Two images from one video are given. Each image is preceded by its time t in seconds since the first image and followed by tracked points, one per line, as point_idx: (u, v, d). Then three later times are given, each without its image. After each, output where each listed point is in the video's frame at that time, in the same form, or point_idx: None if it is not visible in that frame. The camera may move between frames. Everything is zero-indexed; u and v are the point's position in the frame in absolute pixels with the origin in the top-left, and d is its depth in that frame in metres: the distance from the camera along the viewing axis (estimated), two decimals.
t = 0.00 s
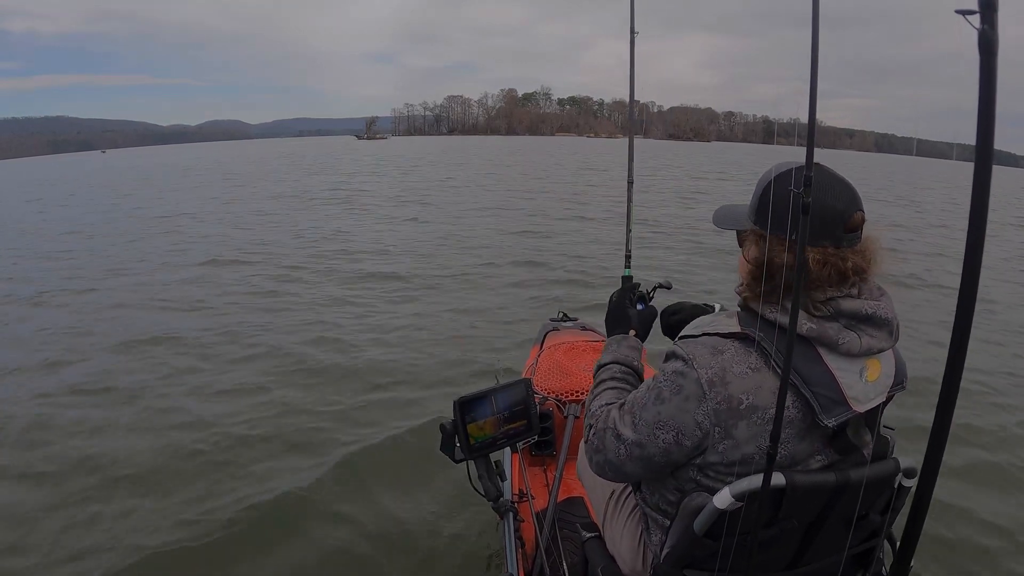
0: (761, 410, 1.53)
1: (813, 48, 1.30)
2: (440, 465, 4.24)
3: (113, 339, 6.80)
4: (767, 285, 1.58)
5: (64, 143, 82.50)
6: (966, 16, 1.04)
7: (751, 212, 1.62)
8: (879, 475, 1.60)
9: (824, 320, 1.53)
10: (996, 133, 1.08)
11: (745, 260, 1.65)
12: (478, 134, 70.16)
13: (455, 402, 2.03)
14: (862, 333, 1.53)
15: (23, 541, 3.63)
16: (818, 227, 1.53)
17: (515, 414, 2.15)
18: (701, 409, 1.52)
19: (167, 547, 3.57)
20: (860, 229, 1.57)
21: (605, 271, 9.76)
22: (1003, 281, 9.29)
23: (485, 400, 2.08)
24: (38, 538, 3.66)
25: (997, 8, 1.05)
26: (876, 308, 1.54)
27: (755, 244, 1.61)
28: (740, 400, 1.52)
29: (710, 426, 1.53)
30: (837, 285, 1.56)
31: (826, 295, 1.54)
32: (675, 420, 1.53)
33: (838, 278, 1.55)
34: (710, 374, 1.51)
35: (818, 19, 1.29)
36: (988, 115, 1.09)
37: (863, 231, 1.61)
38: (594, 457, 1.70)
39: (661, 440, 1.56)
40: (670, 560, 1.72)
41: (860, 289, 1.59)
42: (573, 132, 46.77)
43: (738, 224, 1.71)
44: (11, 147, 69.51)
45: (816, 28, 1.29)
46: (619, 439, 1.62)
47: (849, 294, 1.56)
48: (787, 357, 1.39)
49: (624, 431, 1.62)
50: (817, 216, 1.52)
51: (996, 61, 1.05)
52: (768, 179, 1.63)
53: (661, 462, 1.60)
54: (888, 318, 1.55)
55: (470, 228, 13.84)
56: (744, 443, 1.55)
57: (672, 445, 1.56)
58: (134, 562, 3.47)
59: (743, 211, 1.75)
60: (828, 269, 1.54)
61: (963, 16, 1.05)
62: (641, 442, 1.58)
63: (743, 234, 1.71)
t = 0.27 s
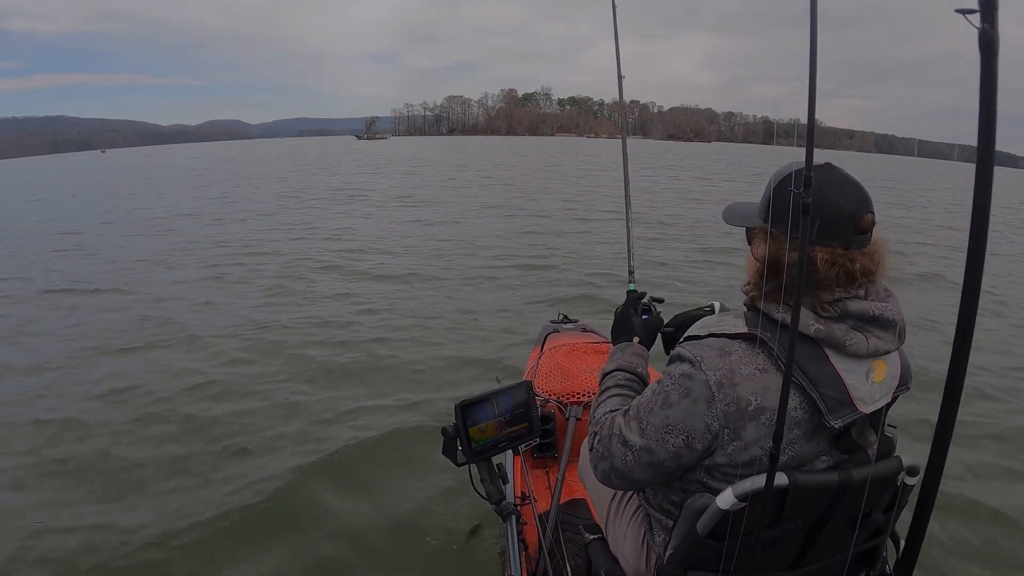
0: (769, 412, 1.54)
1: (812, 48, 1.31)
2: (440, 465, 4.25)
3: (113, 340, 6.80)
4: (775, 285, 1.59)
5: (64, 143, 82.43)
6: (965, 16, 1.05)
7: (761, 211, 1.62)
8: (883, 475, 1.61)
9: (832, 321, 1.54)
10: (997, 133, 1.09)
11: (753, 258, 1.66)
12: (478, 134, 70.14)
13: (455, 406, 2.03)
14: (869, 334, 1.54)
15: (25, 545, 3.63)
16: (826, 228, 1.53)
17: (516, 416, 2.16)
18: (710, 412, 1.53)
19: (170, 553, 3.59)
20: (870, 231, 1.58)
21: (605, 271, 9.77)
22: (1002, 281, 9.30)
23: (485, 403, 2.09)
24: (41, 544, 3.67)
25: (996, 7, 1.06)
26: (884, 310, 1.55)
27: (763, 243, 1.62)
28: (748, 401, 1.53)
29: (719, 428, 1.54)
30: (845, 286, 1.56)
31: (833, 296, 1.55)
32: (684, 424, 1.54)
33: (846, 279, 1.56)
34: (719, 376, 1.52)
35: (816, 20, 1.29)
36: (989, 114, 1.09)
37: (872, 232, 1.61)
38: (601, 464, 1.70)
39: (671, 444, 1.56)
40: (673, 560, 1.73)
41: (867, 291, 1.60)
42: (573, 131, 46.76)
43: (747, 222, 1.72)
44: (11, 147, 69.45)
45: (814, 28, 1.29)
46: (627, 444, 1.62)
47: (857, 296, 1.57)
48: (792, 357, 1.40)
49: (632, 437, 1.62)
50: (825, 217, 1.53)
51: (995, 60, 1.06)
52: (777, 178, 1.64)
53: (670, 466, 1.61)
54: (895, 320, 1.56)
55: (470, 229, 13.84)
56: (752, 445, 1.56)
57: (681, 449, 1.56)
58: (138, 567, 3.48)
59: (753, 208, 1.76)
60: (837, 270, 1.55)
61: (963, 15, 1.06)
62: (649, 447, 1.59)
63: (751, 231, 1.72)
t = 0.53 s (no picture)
0: (770, 405, 1.55)
1: (811, 45, 1.32)
2: (442, 463, 4.26)
3: (113, 340, 6.79)
4: (773, 277, 1.60)
5: (63, 143, 82.34)
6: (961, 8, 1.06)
7: (759, 204, 1.63)
8: (884, 468, 1.61)
9: (830, 313, 1.55)
10: (995, 129, 1.10)
11: (752, 251, 1.67)
12: (478, 134, 70.14)
13: (458, 403, 2.04)
14: (868, 326, 1.55)
15: (29, 542, 3.63)
16: (823, 220, 1.54)
17: (518, 412, 2.16)
18: (711, 407, 1.53)
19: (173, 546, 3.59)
20: (867, 222, 1.58)
21: (606, 271, 9.77)
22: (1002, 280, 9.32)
23: (488, 399, 2.10)
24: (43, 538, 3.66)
25: None
26: (881, 301, 1.56)
27: (762, 236, 1.63)
28: (749, 395, 1.53)
29: (720, 422, 1.55)
30: (843, 278, 1.57)
31: (832, 288, 1.56)
32: (685, 419, 1.54)
33: (843, 270, 1.57)
34: (719, 370, 1.53)
35: (816, 17, 1.30)
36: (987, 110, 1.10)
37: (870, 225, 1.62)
38: (601, 465, 1.70)
39: (673, 441, 1.57)
40: (676, 556, 1.74)
41: (865, 283, 1.61)
42: (573, 131, 46.77)
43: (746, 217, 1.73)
44: (10, 147, 69.41)
45: (814, 25, 1.30)
46: (630, 444, 1.63)
47: (855, 288, 1.58)
48: (791, 350, 1.41)
49: (633, 436, 1.62)
50: (823, 209, 1.54)
51: (993, 54, 1.07)
52: (775, 172, 1.65)
53: (672, 464, 1.61)
54: (893, 311, 1.57)
55: (470, 228, 13.85)
56: (754, 439, 1.57)
57: (684, 445, 1.57)
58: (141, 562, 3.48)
59: (752, 202, 1.77)
60: (833, 260, 1.56)
61: (960, 8, 1.07)
62: (652, 445, 1.59)
63: (750, 225, 1.73)
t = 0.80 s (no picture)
0: (769, 404, 1.55)
1: (812, 44, 1.32)
2: (442, 463, 4.27)
3: (114, 339, 6.80)
4: (771, 275, 1.60)
5: (64, 142, 82.28)
6: (964, 8, 1.07)
7: (755, 203, 1.64)
8: (884, 467, 1.62)
9: (828, 311, 1.55)
10: (996, 129, 1.10)
11: (749, 250, 1.68)
12: (479, 133, 70.17)
13: (460, 401, 2.05)
14: (865, 324, 1.55)
15: (31, 542, 3.63)
16: (819, 218, 1.55)
17: (519, 411, 2.17)
18: (711, 407, 1.54)
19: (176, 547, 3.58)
20: (862, 220, 1.59)
21: (606, 270, 9.79)
22: (1002, 280, 9.34)
23: (488, 398, 2.10)
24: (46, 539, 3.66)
25: None
26: (878, 299, 1.56)
27: (758, 235, 1.63)
28: (749, 394, 1.54)
29: (720, 421, 1.55)
30: (840, 275, 1.58)
31: (829, 286, 1.56)
32: (684, 419, 1.55)
33: (839, 268, 1.57)
34: (718, 370, 1.53)
35: (817, 16, 1.30)
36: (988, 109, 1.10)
37: (865, 222, 1.63)
38: (601, 467, 1.71)
39: (673, 441, 1.57)
40: (676, 555, 1.74)
41: (862, 280, 1.61)
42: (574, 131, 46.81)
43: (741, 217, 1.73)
44: (11, 146, 69.39)
45: (815, 24, 1.31)
46: (629, 446, 1.63)
47: (852, 286, 1.58)
48: (791, 349, 1.42)
49: (633, 438, 1.62)
50: (819, 208, 1.54)
51: (994, 55, 1.08)
52: (771, 171, 1.65)
53: (673, 465, 1.61)
54: (891, 309, 1.57)
55: (471, 227, 13.85)
56: (754, 438, 1.57)
57: (684, 445, 1.57)
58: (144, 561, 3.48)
59: (748, 202, 1.77)
60: (830, 257, 1.56)
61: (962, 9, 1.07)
62: (653, 446, 1.59)
63: (747, 226, 1.73)
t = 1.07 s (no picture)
0: (764, 412, 1.54)
1: (808, 47, 1.31)
2: (440, 465, 4.27)
3: (113, 340, 6.79)
4: (766, 283, 1.59)
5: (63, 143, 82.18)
6: (963, 14, 1.07)
7: (747, 211, 1.63)
8: (880, 474, 1.61)
9: (822, 318, 1.54)
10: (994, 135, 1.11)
11: (742, 257, 1.67)
12: (479, 134, 70.18)
13: (455, 407, 2.04)
14: (860, 331, 1.54)
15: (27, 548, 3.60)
16: (814, 224, 1.54)
17: (515, 418, 2.16)
18: (706, 415, 1.53)
19: (174, 550, 3.57)
20: (855, 224, 1.59)
21: (605, 271, 9.79)
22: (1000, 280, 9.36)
23: (484, 404, 2.09)
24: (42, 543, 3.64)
25: (993, 6, 1.07)
26: (873, 305, 1.56)
27: (752, 241, 1.62)
28: (744, 402, 1.53)
29: (715, 430, 1.54)
30: (834, 282, 1.57)
31: (823, 293, 1.56)
32: (679, 428, 1.54)
33: (833, 275, 1.57)
34: (713, 378, 1.52)
35: (813, 20, 1.30)
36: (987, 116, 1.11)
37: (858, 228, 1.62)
38: (597, 476, 1.70)
39: (669, 451, 1.56)
40: (672, 561, 1.73)
41: (856, 287, 1.60)
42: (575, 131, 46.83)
43: (734, 226, 1.73)
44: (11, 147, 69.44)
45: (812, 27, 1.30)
46: (625, 455, 1.61)
47: (847, 292, 1.57)
48: (787, 358, 1.41)
49: (629, 447, 1.61)
50: (814, 214, 1.54)
51: (992, 61, 1.08)
52: (764, 177, 1.64)
53: (670, 474, 1.60)
54: (885, 316, 1.57)
55: (471, 228, 13.84)
56: (749, 446, 1.56)
57: (680, 454, 1.56)
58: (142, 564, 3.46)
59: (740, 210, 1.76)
60: (824, 263, 1.56)
61: (960, 15, 1.07)
62: (648, 455, 1.58)
63: (739, 234, 1.72)
